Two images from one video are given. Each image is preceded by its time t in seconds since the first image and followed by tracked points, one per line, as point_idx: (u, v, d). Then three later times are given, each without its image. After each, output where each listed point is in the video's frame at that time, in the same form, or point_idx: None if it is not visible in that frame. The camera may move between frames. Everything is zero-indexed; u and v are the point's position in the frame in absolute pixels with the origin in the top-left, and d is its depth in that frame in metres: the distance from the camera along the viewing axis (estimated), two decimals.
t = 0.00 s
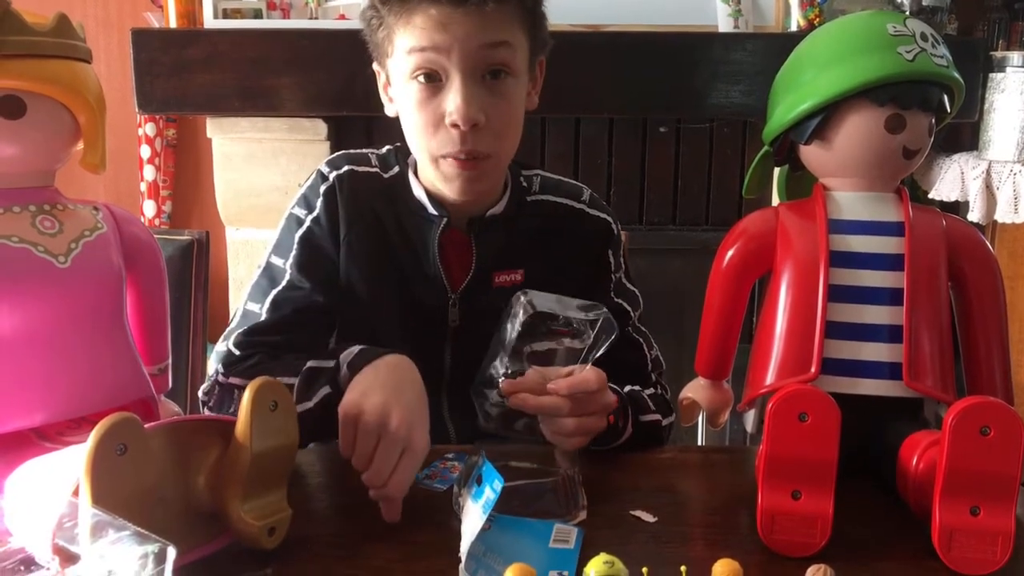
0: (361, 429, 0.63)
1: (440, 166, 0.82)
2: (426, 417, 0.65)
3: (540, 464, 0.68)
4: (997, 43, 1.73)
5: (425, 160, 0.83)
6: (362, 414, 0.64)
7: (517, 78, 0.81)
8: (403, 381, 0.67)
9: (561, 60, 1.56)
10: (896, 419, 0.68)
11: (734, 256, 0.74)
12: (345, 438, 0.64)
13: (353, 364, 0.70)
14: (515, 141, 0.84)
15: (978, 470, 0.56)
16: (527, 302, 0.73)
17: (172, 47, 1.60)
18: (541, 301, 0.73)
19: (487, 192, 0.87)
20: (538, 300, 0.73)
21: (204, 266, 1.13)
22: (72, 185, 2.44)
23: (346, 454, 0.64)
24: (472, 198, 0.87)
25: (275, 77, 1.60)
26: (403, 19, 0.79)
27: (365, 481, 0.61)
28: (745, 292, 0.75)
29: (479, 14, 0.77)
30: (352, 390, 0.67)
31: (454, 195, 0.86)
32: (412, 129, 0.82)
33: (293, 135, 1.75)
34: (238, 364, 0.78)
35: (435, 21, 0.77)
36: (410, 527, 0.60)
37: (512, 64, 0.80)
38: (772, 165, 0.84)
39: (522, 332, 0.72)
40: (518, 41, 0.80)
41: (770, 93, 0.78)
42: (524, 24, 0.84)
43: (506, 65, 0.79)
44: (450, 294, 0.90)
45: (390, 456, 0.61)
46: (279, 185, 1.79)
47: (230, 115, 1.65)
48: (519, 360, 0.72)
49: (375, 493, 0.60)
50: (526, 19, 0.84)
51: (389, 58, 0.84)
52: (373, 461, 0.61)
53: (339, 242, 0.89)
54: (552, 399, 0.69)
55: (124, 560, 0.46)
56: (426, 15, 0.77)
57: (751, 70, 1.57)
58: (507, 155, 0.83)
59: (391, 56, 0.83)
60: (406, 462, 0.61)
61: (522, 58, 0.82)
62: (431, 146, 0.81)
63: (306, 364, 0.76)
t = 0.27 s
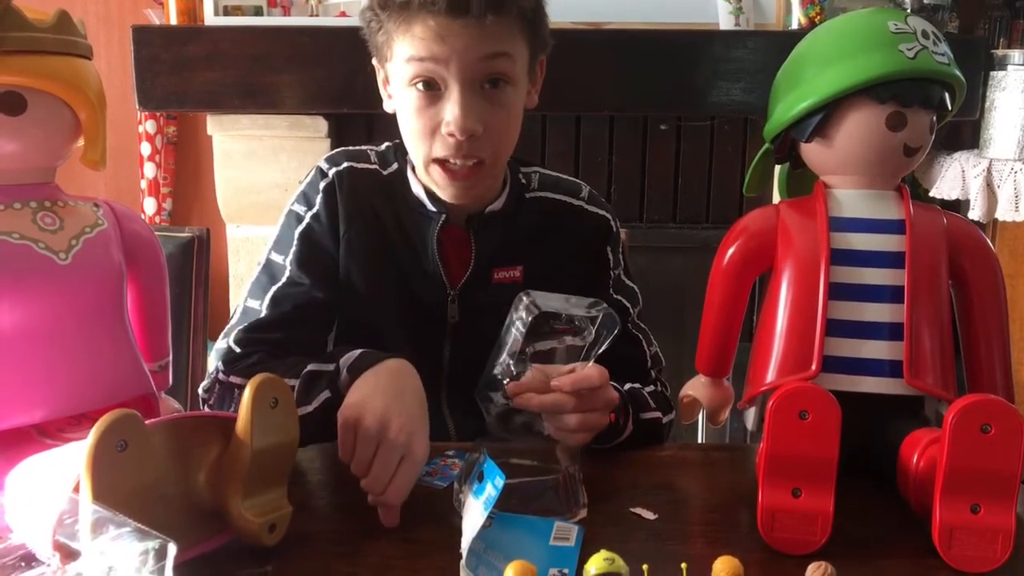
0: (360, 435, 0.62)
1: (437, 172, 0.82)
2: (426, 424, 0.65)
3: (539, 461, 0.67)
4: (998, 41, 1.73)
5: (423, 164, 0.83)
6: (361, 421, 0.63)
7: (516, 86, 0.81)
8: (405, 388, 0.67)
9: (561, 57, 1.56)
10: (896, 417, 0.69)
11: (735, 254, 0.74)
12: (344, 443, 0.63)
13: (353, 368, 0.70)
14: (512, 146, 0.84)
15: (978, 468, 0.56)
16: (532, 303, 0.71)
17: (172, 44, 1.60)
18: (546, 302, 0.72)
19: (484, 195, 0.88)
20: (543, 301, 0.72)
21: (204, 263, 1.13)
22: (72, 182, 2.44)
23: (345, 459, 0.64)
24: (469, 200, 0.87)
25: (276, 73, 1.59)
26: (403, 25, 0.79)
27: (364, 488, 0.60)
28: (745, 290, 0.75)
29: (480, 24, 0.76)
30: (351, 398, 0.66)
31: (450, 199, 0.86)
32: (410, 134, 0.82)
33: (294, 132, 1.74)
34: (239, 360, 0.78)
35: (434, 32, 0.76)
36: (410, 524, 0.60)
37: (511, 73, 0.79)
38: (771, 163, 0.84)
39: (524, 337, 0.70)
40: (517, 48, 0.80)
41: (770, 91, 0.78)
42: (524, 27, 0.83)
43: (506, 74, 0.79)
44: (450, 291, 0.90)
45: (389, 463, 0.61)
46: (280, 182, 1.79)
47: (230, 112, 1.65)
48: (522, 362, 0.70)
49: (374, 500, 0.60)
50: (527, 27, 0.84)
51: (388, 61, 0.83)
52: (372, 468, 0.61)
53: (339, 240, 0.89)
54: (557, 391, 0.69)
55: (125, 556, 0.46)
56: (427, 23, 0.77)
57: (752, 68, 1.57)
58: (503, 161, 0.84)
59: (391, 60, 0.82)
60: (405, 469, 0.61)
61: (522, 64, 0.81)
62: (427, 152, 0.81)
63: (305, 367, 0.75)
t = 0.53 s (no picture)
0: (364, 434, 0.63)
1: (439, 177, 0.82)
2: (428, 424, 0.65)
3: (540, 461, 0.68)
4: (999, 40, 1.73)
5: (424, 168, 0.83)
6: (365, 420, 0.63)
7: (517, 93, 0.80)
8: (408, 387, 0.66)
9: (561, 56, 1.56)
10: (897, 415, 0.69)
11: (736, 252, 0.73)
12: (348, 441, 0.64)
13: (358, 368, 0.70)
14: (512, 151, 0.84)
15: (979, 466, 0.56)
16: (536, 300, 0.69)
17: (173, 42, 1.60)
18: (549, 298, 0.70)
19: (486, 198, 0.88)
20: (546, 297, 0.69)
21: (205, 260, 1.13)
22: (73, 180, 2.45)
23: (348, 456, 0.64)
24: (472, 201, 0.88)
25: (276, 72, 1.59)
26: (404, 30, 0.78)
27: (366, 485, 0.60)
28: (746, 289, 0.75)
29: (481, 32, 0.76)
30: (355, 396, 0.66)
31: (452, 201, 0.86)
32: (411, 138, 0.82)
33: (294, 130, 1.74)
34: (239, 358, 0.78)
35: (435, 39, 0.76)
36: (411, 522, 0.60)
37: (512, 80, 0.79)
38: (772, 162, 0.84)
39: (527, 334, 0.69)
40: (519, 55, 0.80)
41: (771, 89, 0.78)
42: (527, 30, 0.82)
43: (507, 81, 0.78)
44: (449, 289, 0.90)
45: (392, 462, 0.61)
46: (280, 180, 1.80)
47: (231, 110, 1.65)
48: (524, 360, 0.70)
49: (375, 498, 0.59)
50: (531, 34, 0.84)
51: (390, 63, 0.83)
52: (375, 467, 0.61)
53: (339, 238, 0.89)
54: (558, 390, 0.69)
55: (126, 553, 0.47)
56: (428, 30, 0.76)
57: (753, 67, 1.57)
58: (503, 165, 0.84)
59: (392, 62, 0.82)
60: (408, 469, 0.61)
61: (524, 69, 0.81)
62: (428, 158, 0.81)
63: (310, 364, 0.75)
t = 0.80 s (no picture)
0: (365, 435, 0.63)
1: (438, 170, 0.82)
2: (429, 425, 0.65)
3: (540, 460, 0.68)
4: (999, 40, 1.73)
5: (423, 162, 0.83)
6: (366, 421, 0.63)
7: (518, 86, 0.81)
8: (409, 387, 0.66)
9: (562, 55, 1.56)
10: (897, 415, 0.68)
11: (737, 251, 0.73)
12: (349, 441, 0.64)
13: (357, 368, 0.70)
14: (512, 147, 0.84)
15: (979, 466, 0.56)
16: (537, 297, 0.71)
17: (173, 41, 1.60)
18: (550, 296, 0.71)
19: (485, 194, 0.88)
20: (547, 294, 0.71)
21: (205, 260, 1.13)
22: (74, 179, 2.45)
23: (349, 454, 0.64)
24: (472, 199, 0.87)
25: (277, 71, 1.59)
26: (406, 22, 0.78)
27: (367, 485, 0.60)
28: (746, 288, 0.75)
29: (483, 22, 0.76)
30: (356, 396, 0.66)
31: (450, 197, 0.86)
32: (411, 131, 0.82)
33: (295, 129, 1.74)
34: (238, 357, 0.78)
35: (437, 29, 0.76)
36: (411, 521, 0.60)
37: (513, 72, 0.79)
38: (773, 161, 0.84)
39: (529, 331, 0.71)
40: (519, 47, 0.80)
41: (772, 89, 0.78)
42: (527, 25, 0.83)
43: (508, 73, 0.79)
44: (449, 288, 0.90)
45: (392, 462, 0.61)
46: (281, 179, 1.80)
47: (231, 109, 1.65)
48: (525, 357, 0.71)
49: (375, 497, 0.59)
50: (531, 28, 0.84)
51: (390, 58, 0.83)
52: (375, 466, 0.61)
53: (338, 237, 0.89)
54: (559, 390, 0.69)
55: (126, 551, 0.46)
56: (430, 21, 0.76)
57: (754, 66, 1.57)
58: (503, 161, 0.84)
59: (393, 56, 0.82)
60: (408, 468, 0.61)
61: (524, 62, 0.81)
62: (428, 150, 0.81)
63: (310, 364, 0.75)
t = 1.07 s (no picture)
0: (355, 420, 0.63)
1: (440, 161, 0.82)
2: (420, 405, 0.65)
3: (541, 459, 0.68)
4: (1000, 40, 1.73)
5: (425, 153, 0.83)
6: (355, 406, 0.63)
7: (519, 77, 0.81)
8: (398, 373, 0.67)
9: (563, 55, 1.56)
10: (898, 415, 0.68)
11: (738, 251, 0.73)
12: (341, 430, 0.63)
13: (348, 357, 0.70)
14: (514, 139, 0.84)
15: (979, 465, 0.56)
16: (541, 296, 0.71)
17: (174, 41, 1.60)
18: (552, 294, 0.72)
19: (487, 186, 0.88)
20: (550, 293, 0.71)
21: (205, 259, 1.13)
22: (75, 179, 2.45)
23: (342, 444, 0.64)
24: (474, 191, 0.88)
25: (277, 70, 1.59)
26: (407, 13, 0.79)
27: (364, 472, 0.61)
28: (747, 287, 0.75)
29: (484, 12, 0.76)
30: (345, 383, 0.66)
31: (453, 188, 0.86)
32: (413, 122, 0.82)
33: (296, 129, 1.74)
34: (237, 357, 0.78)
35: (438, 19, 0.76)
36: (412, 520, 0.60)
37: (514, 63, 0.79)
38: (774, 161, 0.84)
39: (531, 331, 0.71)
40: (520, 38, 0.80)
41: (773, 88, 0.78)
42: (527, 16, 0.83)
43: (509, 63, 0.79)
44: (449, 287, 0.90)
45: (386, 447, 0.62)
46: (281, 179, 1.80)
47: (232, 108, 1.65)
48: (528, 356, 0.71)
49: (373, 484, 0.60)
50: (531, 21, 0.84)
51: (392, 50, 0.83)
52: (369, 453, 0.62)
53: (339, 236, 0.89)
54: (561, 390, 0.69)
55: (127, 551, 0.46)
56: (431, 11, 0.76)
57: (754, 66, 1.57)
58: (505, 153, 0.84)
59: (394, 49, 0.82)
60: (402, 453, 0.62)
61: (525, 53, 0.81)
62: (430, 141, 0.81)
63: (304, 356, 0.75)
